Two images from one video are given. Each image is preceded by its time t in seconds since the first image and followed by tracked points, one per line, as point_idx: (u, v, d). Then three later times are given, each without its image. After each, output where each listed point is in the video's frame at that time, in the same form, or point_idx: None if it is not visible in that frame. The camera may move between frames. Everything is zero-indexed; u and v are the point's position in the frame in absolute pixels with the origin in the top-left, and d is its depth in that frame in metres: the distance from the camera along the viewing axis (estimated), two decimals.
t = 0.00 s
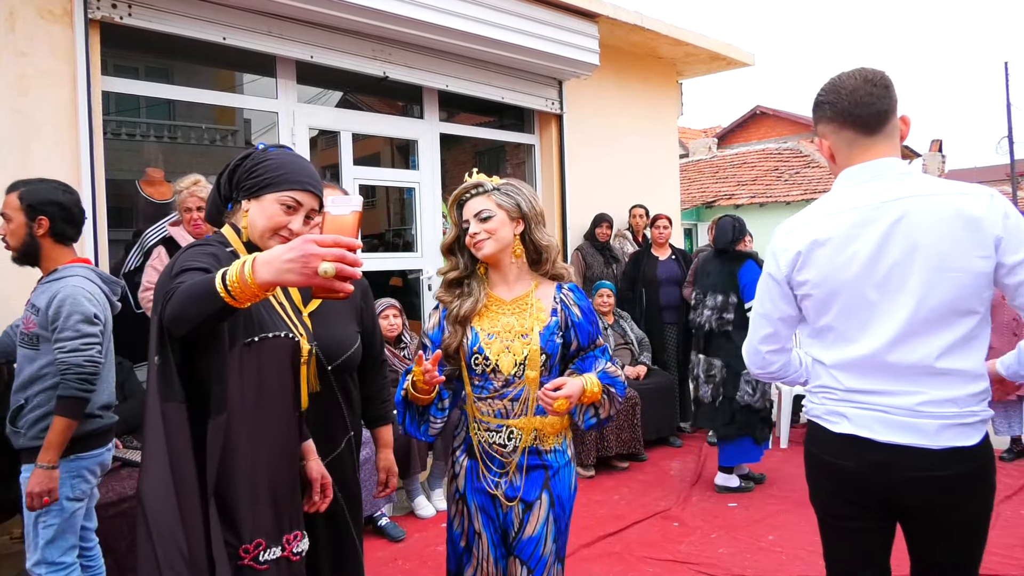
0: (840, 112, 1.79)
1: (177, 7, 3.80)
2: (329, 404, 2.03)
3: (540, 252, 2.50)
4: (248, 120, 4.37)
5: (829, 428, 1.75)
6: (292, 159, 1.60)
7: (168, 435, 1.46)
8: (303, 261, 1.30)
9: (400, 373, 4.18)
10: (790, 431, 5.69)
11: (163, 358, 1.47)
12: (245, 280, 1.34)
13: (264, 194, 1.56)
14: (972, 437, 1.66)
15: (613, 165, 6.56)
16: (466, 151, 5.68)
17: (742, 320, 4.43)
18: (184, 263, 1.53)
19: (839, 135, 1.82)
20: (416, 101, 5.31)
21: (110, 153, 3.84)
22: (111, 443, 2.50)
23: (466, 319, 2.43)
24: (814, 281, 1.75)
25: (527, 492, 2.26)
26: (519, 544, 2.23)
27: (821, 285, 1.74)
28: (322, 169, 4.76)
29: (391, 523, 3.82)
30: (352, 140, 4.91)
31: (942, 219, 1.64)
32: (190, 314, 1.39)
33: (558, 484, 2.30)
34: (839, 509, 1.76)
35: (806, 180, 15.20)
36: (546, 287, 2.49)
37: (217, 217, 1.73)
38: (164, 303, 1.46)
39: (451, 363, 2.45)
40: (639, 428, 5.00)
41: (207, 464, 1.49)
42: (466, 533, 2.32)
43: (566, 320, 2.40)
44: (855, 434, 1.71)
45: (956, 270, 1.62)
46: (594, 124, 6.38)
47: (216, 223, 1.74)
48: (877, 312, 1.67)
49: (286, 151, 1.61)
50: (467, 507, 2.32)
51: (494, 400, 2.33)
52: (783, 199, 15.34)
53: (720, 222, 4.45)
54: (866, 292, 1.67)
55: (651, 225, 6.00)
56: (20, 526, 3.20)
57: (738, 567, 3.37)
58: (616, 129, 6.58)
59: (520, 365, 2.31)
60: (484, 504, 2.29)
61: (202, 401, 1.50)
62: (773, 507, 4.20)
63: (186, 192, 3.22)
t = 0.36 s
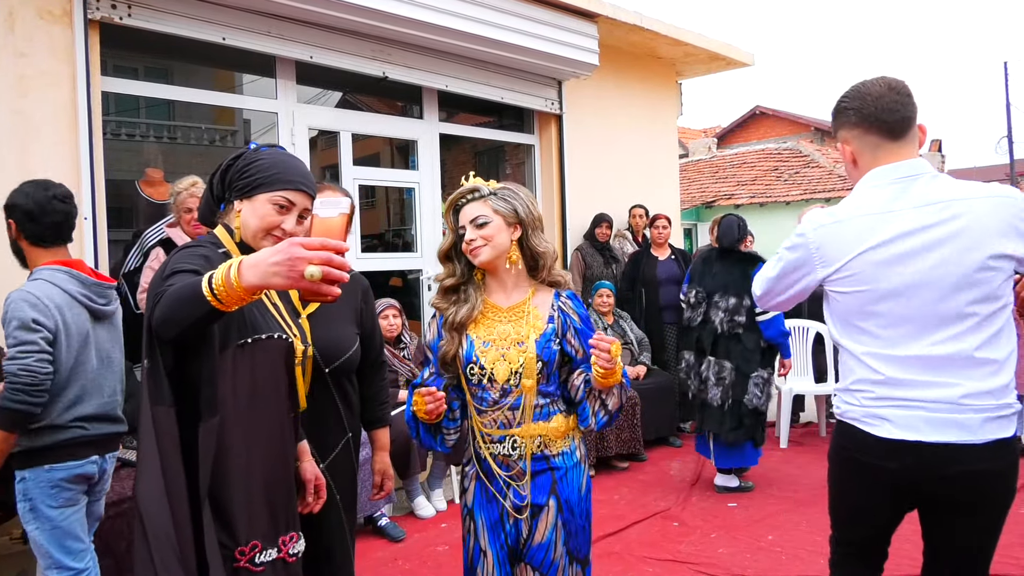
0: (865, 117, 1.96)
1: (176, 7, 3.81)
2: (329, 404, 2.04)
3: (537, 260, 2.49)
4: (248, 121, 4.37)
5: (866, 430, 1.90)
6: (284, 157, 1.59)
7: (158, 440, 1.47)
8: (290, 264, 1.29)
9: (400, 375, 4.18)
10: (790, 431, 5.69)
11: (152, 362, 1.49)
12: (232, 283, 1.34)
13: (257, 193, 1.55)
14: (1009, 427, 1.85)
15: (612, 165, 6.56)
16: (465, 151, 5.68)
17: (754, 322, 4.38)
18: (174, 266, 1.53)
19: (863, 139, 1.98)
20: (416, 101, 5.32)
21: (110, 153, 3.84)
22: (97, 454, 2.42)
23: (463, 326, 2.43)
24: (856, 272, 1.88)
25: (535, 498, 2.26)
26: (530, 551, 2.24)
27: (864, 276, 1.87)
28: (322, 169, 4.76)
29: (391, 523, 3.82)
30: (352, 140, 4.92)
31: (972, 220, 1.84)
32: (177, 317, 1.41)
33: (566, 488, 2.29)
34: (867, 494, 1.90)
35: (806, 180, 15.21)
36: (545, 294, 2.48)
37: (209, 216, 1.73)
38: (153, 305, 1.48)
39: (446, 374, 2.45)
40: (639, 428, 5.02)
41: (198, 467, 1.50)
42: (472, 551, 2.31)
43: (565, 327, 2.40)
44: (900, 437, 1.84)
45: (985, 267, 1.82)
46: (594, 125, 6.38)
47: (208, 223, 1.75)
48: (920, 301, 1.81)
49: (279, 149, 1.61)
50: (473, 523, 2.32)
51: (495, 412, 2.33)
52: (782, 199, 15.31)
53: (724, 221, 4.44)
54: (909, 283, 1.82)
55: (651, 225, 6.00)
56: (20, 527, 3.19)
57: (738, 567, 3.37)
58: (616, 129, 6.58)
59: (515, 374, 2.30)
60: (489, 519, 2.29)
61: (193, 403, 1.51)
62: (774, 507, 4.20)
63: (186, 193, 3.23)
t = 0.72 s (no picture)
0: (872, 119, 1.96)
1: (177, 7, 3.81)
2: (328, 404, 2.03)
3: (540, 251, 2.50)
4: (248, 121, 4.37)
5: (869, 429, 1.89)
6: (275, 158, 1.59)
7: (147, 442, 1.45)
8: (274, 268, 1.29)
9: (400, 375, 4.18)
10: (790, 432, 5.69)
11: (139, 363, 1.47)
12: (215, 287, 1.34)
13: (251, 194, 1.56)
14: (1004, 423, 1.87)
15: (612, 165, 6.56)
16: (465, 151, 5.68)
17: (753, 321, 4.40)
18: (165, 267, 1.53)
19: (867, 141, 1.98)
20: (415, 101, 5.32)
21: (110, 154, 3.84)
22: (74, 462, 2.39)
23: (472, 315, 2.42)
24: (863, 266, 1.89)
25: (524, 491, 2.26)
26: (516, 543, 2.23)
27: (870, 270, 1.88)
28: (321, 169, 4.76)
29: (390, 523, 3.82)
30: (351, 140, 4.92)
31: (979, 218, 1.86)
32: (165, 317, 1.39)
33: (553, 484, 2.29)
34: (870, 491, 1.90)
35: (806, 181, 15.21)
36: (548, 287, 2.48)
37: (204, 216, 1.74)
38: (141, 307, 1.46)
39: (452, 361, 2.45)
40: (639, 428, 5.02)
41: (186, 468, 1.49)
42: (465, 531, 2.33)
43: (565, 321, 2.37)
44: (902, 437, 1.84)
45: (992, 263, 1.84)
46: (593, 125, 6.38)
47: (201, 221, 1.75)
48: (926, 297, 1.83)
49: (271, 149, 1.62)
50: (464, 504, 2.34)
51: (490, 400, 2.34)
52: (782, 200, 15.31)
53: (716, 223, 4.49)
54: (917, 279, 1.83)
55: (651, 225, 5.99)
56: (19, 527, 3.19)
57: (738, 567, 3.37)
58: (615, 129, 6.58)
59: (514, 362, 2.31)
60: (480, 502, 2.30)
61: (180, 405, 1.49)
62: (773, 507, 4.19)
63: (187, 194, 3.23)
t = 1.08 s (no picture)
0: (876, 124, 1.94)
1: (179, 8, 3.81)
2: (335, 404, 2.03)
3: (547, 262, 2.49)
4: (251, 121, 4.38)
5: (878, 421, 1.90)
6: (274, 158, 1.60)
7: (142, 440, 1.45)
8: (268, 266, 1.28)
9: (404, 375, 4.18)
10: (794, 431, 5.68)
11: (136, 363, 1.46)
12: (211, 284, 1.34)
13: (251, 194, 1.56)
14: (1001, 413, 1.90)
15: (614, 164, 6.55)
16: (467, 151, 5.68)
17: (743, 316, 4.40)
18: (164, 266, 1.53)
19: (871, 145, 1.97)
20: (418, 102, 5.32)
21: (112, 155, 3.84)
22: (89, 458, 2.26)
23: (476, 320, 2.45)
24: (872, 262, 1.89)
25: (519, 488, 2.26)
26: (507, 539, 2.22)
27: (879, 268, 1.88)
28: (324, 170, 4.76)
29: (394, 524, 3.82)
30: (354, 141, 4.92)
31: (982, 216, 1.88)
32: (163, 318, 1.39)
33: (548, 484, 2.31)
34: (875, 482, 1.91)
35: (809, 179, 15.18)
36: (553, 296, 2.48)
37: (204, 217, 1.74)
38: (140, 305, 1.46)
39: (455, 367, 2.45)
40: (641, 428, 5.00)
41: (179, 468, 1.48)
42: (457, 523, 2.32)
43: (569, 331, 2.37)
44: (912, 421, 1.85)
45: (997, 254, 1.87)
46: (596, 125, 6.38)
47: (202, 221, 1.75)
48: (934, 293, 1.84)
49: (268, 149, 1.62)
50: (458, 496, 2.32)
51: (492, 400, 2.34)
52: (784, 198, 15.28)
53: (704, 223, 4.46)
54: (925, 276, 1.84)
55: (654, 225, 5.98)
56: (23, 528, 3.18)
57: (742, 567, 3.37)
58: (618, 128, 6.58)
59: (518, 369, 2.30)
60: (474, 496, 2.29)
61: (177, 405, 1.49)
62: (778, 506, 4.19)
63: (192, 195, 3.24)
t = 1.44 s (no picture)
0: (859, 132, 1.96)
1: (182, 7, 3.81)
2: (339, 401, 2.03)
3: (553, 259, 2.51)
4: (253, 120, 4.38)
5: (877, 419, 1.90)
6: (271, 154, 1.60)
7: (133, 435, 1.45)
8: (261, 258, 1.28)
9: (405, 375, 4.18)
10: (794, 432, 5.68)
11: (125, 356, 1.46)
12: (203, 277, 1.33)
13: (246, 190, 1.55)
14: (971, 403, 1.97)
15: (616, 165, 6.55)
16: (469, 151, 5.68)
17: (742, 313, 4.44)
18: (161, 262, 1.53)
19: (855, 152, 1.99)
20: (420, 101, 5.33)
21: (115, 153, 3.85)
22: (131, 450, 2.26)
23: (483, 309, 2.45)
24: (855, 260, 1.90)
25: (535, 479, 2.27)
26: (529, 529, 2.24)
27: (862, 266, 1.89)
28: (326, 169, 4.77)
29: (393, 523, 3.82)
30: (356, 140, 4.92)
31: (959, 218, 1.91)
32: (153, 311, 1.39)
33: (561, 473, 2.30)
34: (871, 476, 1.92)
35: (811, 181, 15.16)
36: (558, 290, 2.49)
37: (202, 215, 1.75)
38: (134, 298, 1.46)
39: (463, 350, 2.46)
40: (642, 428, 4.99)
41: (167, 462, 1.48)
42: (472, 516, 2.29)
43: (574, 318, 2.39)
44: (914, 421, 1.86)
45: (972, 255, 1.90)
46: (598, 125, 6.38)
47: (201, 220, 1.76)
48: (913, 291, 1.86)
49: (265, 145, 1.62)
50: (470, 489, 2.30)
51: (501, 387, 2.34)
52: (786, 200, 15.27)
53: (704, 224, 4.43)
54: (904, 274, 1.86)
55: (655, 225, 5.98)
56: (24, 526, 3.17)
57: (742, 568, 3.37)
58: (620, 129, 6.58)
59: (529, 351, 2.31)
60: (487, 488, 2.27)
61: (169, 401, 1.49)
62: (777, 507, 4.18)
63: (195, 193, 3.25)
